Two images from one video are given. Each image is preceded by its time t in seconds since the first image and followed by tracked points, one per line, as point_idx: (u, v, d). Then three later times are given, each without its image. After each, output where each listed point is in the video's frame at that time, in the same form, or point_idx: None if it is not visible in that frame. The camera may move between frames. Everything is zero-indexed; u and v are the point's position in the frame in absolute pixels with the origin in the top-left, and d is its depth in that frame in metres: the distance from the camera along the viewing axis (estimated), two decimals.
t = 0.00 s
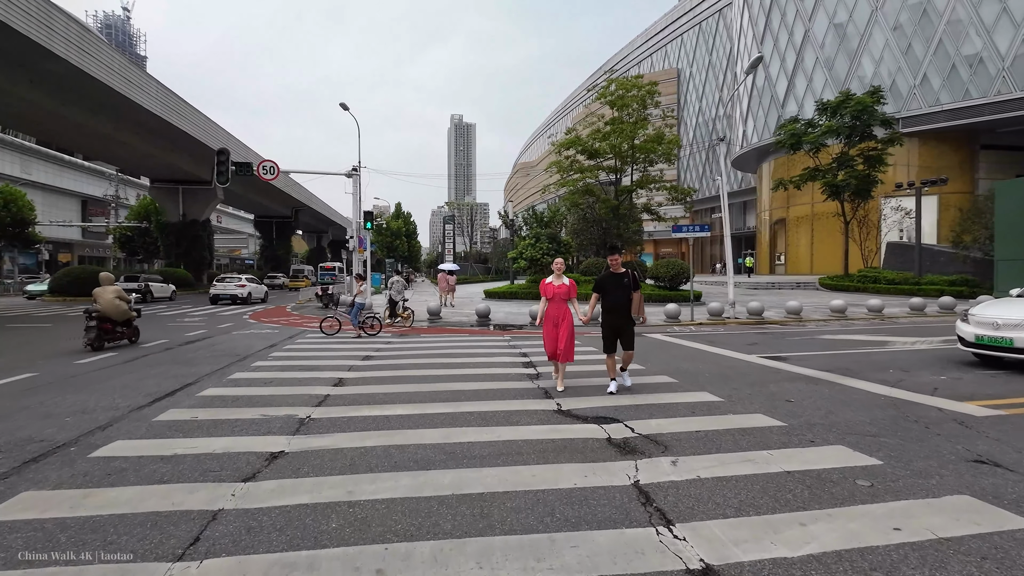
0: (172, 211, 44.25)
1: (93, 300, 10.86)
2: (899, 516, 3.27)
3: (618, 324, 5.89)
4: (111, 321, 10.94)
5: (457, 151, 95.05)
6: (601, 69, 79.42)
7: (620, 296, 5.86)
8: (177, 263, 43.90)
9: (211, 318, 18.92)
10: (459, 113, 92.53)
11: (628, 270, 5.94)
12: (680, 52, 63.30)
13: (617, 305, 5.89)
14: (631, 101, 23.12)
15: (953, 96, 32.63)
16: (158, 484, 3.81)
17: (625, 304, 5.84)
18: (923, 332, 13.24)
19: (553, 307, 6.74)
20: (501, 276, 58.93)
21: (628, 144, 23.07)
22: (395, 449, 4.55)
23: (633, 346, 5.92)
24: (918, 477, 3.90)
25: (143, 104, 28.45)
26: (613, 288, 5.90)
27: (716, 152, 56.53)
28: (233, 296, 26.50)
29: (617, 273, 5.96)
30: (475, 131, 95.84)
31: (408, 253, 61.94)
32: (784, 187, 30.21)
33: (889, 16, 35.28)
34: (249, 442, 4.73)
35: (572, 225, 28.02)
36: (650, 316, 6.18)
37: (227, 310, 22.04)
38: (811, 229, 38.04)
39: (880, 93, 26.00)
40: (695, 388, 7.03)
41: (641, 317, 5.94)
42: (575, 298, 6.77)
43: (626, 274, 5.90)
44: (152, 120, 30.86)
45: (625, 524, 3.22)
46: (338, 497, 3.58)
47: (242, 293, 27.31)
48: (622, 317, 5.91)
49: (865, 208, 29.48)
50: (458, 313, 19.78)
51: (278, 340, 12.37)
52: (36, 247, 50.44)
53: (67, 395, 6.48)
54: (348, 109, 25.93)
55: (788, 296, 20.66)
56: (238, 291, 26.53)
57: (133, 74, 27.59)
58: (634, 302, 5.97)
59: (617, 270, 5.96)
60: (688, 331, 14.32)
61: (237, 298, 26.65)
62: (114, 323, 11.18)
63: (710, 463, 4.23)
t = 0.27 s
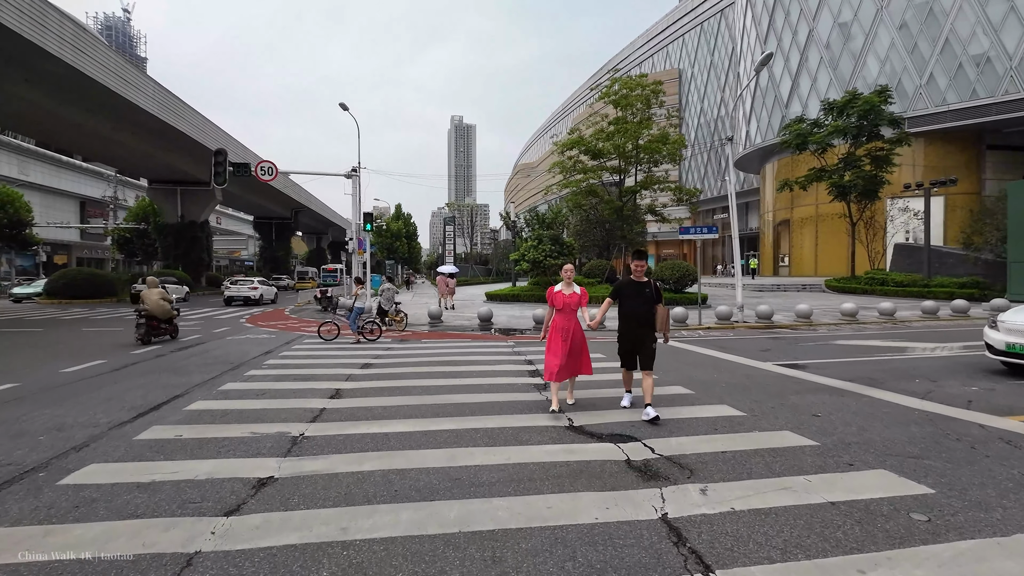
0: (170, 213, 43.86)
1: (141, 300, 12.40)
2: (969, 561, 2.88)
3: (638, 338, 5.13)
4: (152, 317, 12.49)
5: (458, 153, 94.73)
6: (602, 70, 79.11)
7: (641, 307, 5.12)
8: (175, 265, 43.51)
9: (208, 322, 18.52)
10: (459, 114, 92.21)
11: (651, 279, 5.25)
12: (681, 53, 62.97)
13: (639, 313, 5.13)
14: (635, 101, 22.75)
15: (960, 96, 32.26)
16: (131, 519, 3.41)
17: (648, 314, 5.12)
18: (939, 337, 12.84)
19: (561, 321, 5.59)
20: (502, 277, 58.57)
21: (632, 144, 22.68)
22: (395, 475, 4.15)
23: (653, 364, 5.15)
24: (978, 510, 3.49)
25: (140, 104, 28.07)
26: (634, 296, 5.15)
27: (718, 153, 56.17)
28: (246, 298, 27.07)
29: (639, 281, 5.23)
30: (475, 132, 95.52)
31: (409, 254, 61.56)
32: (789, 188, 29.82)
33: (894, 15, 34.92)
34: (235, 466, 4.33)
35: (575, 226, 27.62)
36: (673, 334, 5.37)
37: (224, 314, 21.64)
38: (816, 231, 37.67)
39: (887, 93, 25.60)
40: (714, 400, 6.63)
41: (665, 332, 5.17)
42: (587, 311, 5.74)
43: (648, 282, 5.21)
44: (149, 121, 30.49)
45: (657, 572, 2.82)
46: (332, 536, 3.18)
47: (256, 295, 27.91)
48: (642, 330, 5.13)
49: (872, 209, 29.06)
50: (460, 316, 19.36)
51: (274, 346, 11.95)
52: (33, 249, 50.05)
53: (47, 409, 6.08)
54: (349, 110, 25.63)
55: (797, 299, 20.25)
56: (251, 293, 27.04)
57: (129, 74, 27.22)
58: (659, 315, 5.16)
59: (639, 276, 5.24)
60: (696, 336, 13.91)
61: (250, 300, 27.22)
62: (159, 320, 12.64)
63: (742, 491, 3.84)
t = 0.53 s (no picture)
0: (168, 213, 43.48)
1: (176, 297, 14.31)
2: None
3: (667, 344, 4.48)
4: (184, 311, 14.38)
5: (458, 154, 94.37)
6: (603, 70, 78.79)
7: (672, 309, 4.44)
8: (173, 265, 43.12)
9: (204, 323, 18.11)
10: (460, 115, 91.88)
11: (679, 275, 4.56)
12: (683, 52, 62.62)
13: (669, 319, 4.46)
14: (639, 98, 22.34)
15: (967, 94, 31.88)
16: (93, 545, 3.00)
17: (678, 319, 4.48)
18: (956, 338, 12.46)
19: (568, 322, 4.97)
20: (503, 278, 58.31)
21: (636, 142, 22.27)
22: (394, 492, 3.73)
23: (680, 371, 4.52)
24: None
25: (136, 101, 27.67)
26: (663, 298, 4.46)
27: (721, 152, 55.74)
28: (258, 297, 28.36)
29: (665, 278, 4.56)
30: (476, 133, 95.15)
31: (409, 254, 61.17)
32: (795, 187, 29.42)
33: (900, 12, 34.55)
34: (214, 484, 3.89)
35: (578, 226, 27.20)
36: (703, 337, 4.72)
37: (221, 315, 21.25)
38: (820, 231, 37.29)
39: (895, 90, 25.21)
40: (734, 406, 6.22)
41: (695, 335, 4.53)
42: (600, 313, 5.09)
43: (677, 280, 4.52)
44: (146, 119, 30.10)
45: None
46: (319, 567, 2.76)
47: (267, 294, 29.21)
48: (671, 337, 4.49)
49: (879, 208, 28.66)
50: (461, 317, 18.99)
51: (270, 348, 11.57)
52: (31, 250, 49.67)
53: (21, 416, 5.67)
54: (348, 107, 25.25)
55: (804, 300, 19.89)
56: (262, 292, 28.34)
57: (126, 72, 26.85)
58: (688, 316, 4.52)
59: (665, 273, 4.56)
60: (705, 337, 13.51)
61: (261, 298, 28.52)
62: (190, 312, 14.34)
63: (782, 511, 3.43)
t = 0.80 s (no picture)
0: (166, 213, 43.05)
1: (204, 296, 15.88)
2: None
3: (700, 368, 3.74)
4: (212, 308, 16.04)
5: (458, 154, 93.91)
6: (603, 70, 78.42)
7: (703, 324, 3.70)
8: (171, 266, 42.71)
9: (199, 325, 17.69)
10: (460, 115, 91.42)
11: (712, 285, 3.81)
12: (684, 52, 62.20)
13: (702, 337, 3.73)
14: (643, 95, 21.91)
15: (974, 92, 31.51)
16: None
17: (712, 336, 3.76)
18: (974, 342, 12.06)
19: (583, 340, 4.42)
20: (504, 278, 57.97)
21: (640, 140, 21.83)
22: (393, 526, 3.32)
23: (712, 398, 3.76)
24: None
25: (133, 100, 27.22)
26: (694, 311, 3.72)
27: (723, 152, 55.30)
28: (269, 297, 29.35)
29: (693, 288, 3.82)
30: (476, 133, 94.68)
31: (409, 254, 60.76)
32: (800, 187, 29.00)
33: (906, 9, 34.15)
34: (188, 518, 3.45)
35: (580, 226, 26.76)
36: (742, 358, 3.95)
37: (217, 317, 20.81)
38: (824, 231, 36.90)
39: (904, 88, 24.79)
40: (757, 419, 5.80)
41: (732, 357, 3.78)
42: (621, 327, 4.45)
43: (710, 291, 3.78)
44: (143, 118, 29.66)
45: None
46: None
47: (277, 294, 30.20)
48: (706, 358, 3.74)
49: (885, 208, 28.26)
50: (462, 319, 18.59)
51: (264, 352, 11.16)
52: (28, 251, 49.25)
53: None
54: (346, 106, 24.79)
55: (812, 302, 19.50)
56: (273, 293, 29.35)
57: (123, 71, 26.34)
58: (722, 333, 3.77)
59: (694, 282, 3.82)
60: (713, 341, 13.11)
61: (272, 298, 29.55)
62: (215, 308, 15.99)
63: (833, 551, 3.02)
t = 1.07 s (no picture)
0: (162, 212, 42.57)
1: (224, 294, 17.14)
2: None
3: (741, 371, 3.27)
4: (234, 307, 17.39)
5: (457, 154, 93.50)
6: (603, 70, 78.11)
7: (750, 320, 3.25)
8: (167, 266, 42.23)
9: (192, 326, 17.27)
10: (459, 114, 91.06)
11: (760, 274, 3.33)
12: (684, 51, 61.85)
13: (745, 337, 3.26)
14: (647, 91, 21.52)
15: (980, 89, 31.28)
16: None
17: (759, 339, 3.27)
18: (990, 343, 11.70)
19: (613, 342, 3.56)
20: (503, 278, 57.60)
21: (644, 137, 21.43)
22: (391, 560, 2.89)
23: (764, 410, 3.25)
24: None
25: (127, 97, 26.74)
26: (736, 305, 3.28)
27: (724, 151, 54.95)
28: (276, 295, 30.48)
29: (737, 278, 3.36)
30: (475, 133, 94.28)
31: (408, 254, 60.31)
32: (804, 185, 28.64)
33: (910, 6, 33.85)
34: (158, 543, 3.05)
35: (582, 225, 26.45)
36: (795, 366, 3.44)
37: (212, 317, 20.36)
38: (826, 230, 36.60)
39: (910, 84, 24.44)
40: (781, 427, 5.40)
41: (785, 361, 3.27)
42: (659, 330, 3.63)
43: (757, 282, 3.31)
44: (138, 115, 29.19)
45: None
46: None
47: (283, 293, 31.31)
48: (749, 361, 3.27)
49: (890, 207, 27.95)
50: (462, 320, 18.19)
51: (258, 354, 10.74)
52: (23, 250, 48.73)
53: None
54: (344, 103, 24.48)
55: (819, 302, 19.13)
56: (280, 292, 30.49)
57: (117, 67, 25.82)
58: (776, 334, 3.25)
59: (738, 272, 3.37)
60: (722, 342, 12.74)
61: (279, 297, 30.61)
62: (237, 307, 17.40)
63: None
